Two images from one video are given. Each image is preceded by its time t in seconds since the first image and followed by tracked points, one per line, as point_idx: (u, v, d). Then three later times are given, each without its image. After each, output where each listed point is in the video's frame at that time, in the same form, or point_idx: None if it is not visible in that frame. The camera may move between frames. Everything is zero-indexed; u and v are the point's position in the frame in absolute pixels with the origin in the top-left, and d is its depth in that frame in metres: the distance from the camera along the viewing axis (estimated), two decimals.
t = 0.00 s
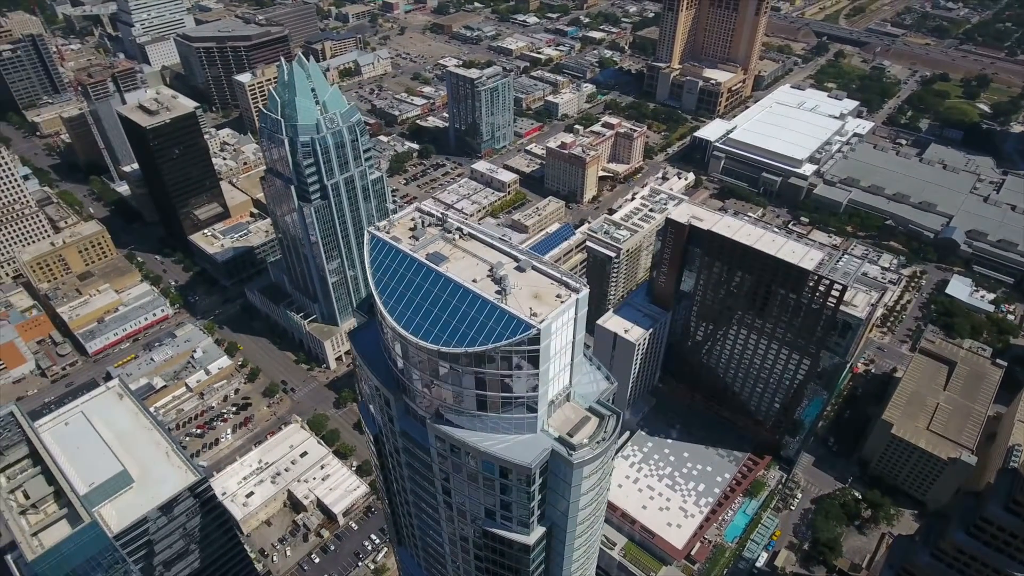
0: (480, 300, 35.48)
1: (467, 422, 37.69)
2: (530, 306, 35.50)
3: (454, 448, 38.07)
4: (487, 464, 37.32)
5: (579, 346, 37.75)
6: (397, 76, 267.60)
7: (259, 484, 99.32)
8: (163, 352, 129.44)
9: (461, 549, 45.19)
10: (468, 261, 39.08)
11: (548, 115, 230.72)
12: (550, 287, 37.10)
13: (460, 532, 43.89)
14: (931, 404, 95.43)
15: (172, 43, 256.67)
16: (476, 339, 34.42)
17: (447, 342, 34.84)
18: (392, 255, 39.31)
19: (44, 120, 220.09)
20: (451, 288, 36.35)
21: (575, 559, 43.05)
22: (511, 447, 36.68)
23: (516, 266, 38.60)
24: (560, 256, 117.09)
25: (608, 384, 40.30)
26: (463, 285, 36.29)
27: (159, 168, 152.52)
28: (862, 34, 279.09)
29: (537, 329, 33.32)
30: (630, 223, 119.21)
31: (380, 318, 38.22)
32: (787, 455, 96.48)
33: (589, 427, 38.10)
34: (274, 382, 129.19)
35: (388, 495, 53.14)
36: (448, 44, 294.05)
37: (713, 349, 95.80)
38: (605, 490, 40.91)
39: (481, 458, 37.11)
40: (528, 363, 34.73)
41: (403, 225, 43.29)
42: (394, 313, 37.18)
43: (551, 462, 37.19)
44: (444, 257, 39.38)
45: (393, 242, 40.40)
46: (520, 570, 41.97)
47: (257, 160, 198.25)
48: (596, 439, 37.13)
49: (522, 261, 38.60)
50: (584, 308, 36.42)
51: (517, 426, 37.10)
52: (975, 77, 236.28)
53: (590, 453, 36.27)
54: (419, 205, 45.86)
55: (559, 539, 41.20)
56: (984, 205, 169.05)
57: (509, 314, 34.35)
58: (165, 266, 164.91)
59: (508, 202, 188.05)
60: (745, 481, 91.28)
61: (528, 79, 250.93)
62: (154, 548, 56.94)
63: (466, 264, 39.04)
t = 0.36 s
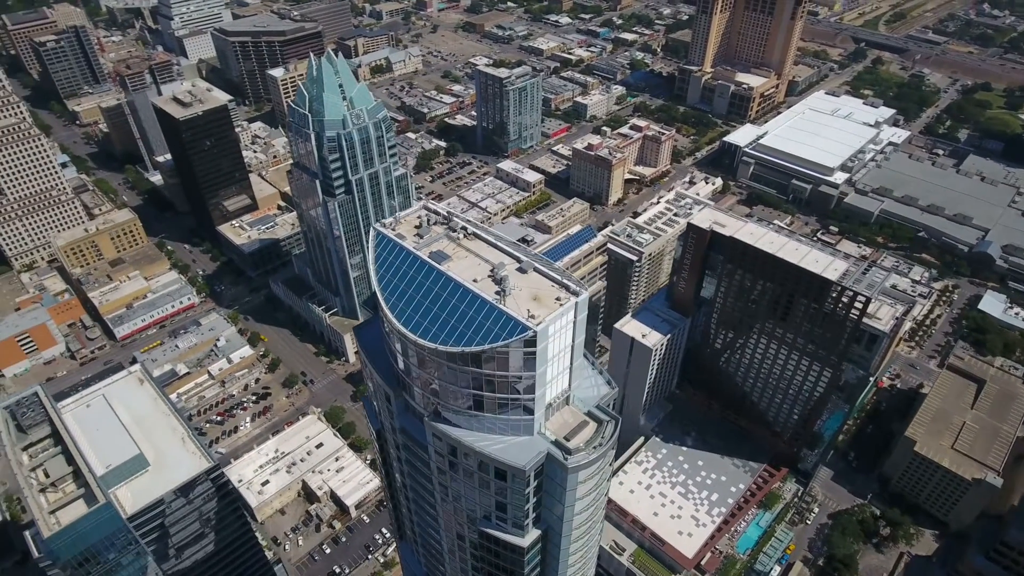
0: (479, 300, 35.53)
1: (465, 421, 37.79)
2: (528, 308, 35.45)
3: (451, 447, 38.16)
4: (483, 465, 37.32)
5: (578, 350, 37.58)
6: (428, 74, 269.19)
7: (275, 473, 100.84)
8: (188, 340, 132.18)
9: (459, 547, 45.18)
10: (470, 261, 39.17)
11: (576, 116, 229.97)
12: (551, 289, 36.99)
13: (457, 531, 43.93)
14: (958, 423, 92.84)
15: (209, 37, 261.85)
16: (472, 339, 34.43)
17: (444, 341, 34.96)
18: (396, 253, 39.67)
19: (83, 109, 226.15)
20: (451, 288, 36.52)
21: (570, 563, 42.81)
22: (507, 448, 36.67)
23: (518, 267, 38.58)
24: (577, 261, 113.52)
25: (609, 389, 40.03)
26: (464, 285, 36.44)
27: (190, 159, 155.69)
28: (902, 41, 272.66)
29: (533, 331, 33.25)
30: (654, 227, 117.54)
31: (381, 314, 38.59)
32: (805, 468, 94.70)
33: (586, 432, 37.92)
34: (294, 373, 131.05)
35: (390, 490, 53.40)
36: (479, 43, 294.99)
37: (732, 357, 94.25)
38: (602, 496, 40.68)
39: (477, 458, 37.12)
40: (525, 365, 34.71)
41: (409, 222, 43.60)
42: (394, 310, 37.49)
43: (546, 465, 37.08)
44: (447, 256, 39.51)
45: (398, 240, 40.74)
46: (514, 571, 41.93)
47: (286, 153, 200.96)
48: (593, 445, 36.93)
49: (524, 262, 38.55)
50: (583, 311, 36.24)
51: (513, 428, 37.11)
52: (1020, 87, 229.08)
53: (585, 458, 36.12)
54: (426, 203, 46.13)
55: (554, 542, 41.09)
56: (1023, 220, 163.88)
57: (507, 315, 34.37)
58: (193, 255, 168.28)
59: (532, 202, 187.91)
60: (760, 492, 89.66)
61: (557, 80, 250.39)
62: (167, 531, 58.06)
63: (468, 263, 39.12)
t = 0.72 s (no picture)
0: (478, 299, 35.47)
1: (462, 421, 37.88)
2: (526, 310, 35.40)
3: (447, 446, 38.34)
4: (478, 466, 37.48)
5: (577, 354, 37.48)
6: (454, 73, 270.09)
7: (288, 465, 102.02)
8: (208, 330, 134.28)
9: (457, 547, 45.29)
10: (472, 261, 39.22)
11: (600, 117, 228.97)
12: (551, 291, 36.84)
13: (455, 530, 44.12)
14: (981, 440, 90.49)
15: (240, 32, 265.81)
16: (469, 339, 34.40)
17: (440, 339, 35.12)
18: (399, 250, 39.96)
19: (116, 101, 231.06)
20: (451, 286, 36.58)
21: (565, 566, 42.85)
22: (503, 449, 36.73)
23: (519, 269, 38.57)
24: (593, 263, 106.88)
25: (609, 394, 39.86)
26: (463, 284, 36.46)
27: (217, 153, 158.22)
28: (937, 47, 266.74)
29: (529, 332, 33.15)
30: (674, 231, 116.28)
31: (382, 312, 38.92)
32: (820, 480, 92.92)
33: (583, 436, 37.90)
34: (311, 366, 132.48)
35: (392, 487, 53.61)
36: (506, 43, 295.36)
37: (750, 365, 92.72)
38: (599, 501, 40.67)
39: (473, 459, 37.30)
40: (521, 367, 34.75)
41: (414, 221, 43.87)
42: (394, 308, 37.72)
43: (542, 468, 37.11)
44: (449, 255, 39.64)
45: (402, 238, 41.04)
46: (509, 572, 42.05)
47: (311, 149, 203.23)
48: (589, 449, 36.95)
49: (526, 263, 38.49)
50: (583, 315, 36.14)
51: (509, 430, 37.17)
52: None
53: (581, 462, 36.21)
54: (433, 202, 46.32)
55: (549, 545, 41.17)
56: None
57: (504, 315, 34.33)
58: (217, 247, 171.00)
59: (553, 203, 187.56)
60: (773, 503, 88.13)
61: (583, 81, 249.54)
62: (179, 519, 58.95)
63: (468, 263, 39.26)
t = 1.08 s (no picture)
0: (476, 299, 35.82)
1: (458, 421, 38.34)
2: (524, 312, 35.51)
3: (444, 445, 38.73)
4: (473, 466, 37.79)
5: (575, 357, 37.64)
6: (480, 72, 270.75)
7: (301, 457, 103.16)
8: (229, 321, 136.30)
9: (453, 545, 45.53)
10: (473, 261, 39.51)
11: (625, 120, 227.67)
12: (549, 293, 36.93)
13: (452, 529, 44.35)
14: (1004, 458, 88.09)
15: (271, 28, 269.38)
16: (466, 339, 34.79)
17: (438, 338, 35.55)
18: (402, 248, 40.52)
19: (148, 94, 235.67)
20: (450, 286, 37.03)
21: (559, 570, 42.98)
22: (497, 450, 37.09)
23: (518, 270, 38.79)
24: (611, 265, 105.04)
25: (608, 399, 39.93)
26: (462, 284, 36.79)
27: (242, 146, 160.63)
28: (974, 55, 260.46)
29: (524, 335, 33.50)
30: (694, 235, 114.69)
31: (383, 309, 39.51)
32: (834, 494, 91.09)
33: (579, 440, 38.14)
34: (327, 360, 133.82)
35: (393, 485, 53.93)
36: (533, 43, 295.33)
37: (767, 374, 91.38)
38: (594, 506, 40.80)
39: (469, 459, 37.66)
40: (517, 368, 35.06)
41: (418, 219, 44.25)
42: (395, 305, 38.27)
43: (536, 471, 37.38)
44: (451, 254, 40.04)
45: (405, 236, 41.56)
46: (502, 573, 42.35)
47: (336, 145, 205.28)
48: (584, 453, 37.11)
49: (526, 265, 38.74)
50: (580, 318, 36.22)
51: (504, 431, 37.56)
52: None
53: (575, 466, 36.38)
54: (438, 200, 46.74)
55: (543, 547, 41.47)
56: None
57: (501, 316, 34.63)
58: (241, 239, 173.53)
59: (574, 204, 186.96)
60: (785, 515, 86.72)
61: (609, 82, 248.42)
62: (192, 506, 59.86)
63: (469, 262, 39.58)
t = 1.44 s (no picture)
0: (474, 300, 36.04)
1: (455, 420, 38.73)
2: (521, 314, 35.62)
3: (441, 444, 39.07)
4: (470, 466, 38.06)
5: (573, 361, 37.69)
6: (507, 72, 271.17)
7: (314, 449, 104.19)
8: (249, 313, 138.35)
9: (451, 543, 45.74)
10: (475, 261, 39.66)
11: (651, 122, 226.14)
12: (548, 296, 36.98)
13: (449, 528, 44.56)
14: None
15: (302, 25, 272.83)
16: (462, 339, 35.06)
17: (436, 338, 35.91)
18: (404, 246, 40.81)
19: (181, 87, 240.39)
20: (450, 285, 37.29)
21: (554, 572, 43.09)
22: (491, 451, 37.40)
23: (519, 271, 38.84)
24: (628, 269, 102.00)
25: (607, 403, 39.98)
26: (461, 284, 37.02)
27: (268, 140, 162.82)
28: (1015, 64, 253.63)
29: (519, 337, 33.72)
30: (716, 241, 112.40)
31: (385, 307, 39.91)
32: (850, 507, 88.93)
33: (575, 444, 38.28)
34: (345, 354, 135.17)
35: (396, 481, 54.13)
36: (561, 44, 294.92)
37: (784, 383, 89.92)
38: (591, 510, 40.88)
39: (464, 458, 37.96)
40: (512, 369, 35.31)
41: (423, 217, 44.54)
42: (395, 303, 38.69)
43: (531, 473, 37.56)
44: (453, 254, 40.20)
45: (409, 234, 41.82)
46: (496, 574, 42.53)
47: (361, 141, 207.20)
48: (580, 458, 37.15)
49: (526, 266, 38.75)
50: (578, 322, 36.18)
51: (500, 433, 37.90)
52: None
53: (570, 470, 36.56)
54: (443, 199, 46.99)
55: (538, 549, 41.55)
56: None
57: (498, 318, 34.80)
58: (265, 232, 176.06)
59: (596, 206, 186.18)
60: (797, 527, 85.14)
61: (636, 84, 246.93)
62: (204, 494, 60.78)
63: (471, 262, 39.69)
